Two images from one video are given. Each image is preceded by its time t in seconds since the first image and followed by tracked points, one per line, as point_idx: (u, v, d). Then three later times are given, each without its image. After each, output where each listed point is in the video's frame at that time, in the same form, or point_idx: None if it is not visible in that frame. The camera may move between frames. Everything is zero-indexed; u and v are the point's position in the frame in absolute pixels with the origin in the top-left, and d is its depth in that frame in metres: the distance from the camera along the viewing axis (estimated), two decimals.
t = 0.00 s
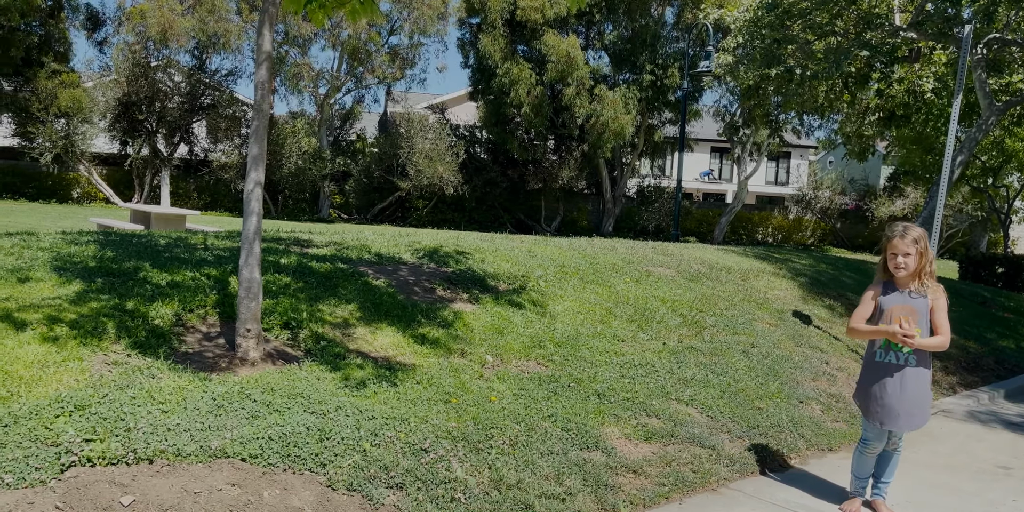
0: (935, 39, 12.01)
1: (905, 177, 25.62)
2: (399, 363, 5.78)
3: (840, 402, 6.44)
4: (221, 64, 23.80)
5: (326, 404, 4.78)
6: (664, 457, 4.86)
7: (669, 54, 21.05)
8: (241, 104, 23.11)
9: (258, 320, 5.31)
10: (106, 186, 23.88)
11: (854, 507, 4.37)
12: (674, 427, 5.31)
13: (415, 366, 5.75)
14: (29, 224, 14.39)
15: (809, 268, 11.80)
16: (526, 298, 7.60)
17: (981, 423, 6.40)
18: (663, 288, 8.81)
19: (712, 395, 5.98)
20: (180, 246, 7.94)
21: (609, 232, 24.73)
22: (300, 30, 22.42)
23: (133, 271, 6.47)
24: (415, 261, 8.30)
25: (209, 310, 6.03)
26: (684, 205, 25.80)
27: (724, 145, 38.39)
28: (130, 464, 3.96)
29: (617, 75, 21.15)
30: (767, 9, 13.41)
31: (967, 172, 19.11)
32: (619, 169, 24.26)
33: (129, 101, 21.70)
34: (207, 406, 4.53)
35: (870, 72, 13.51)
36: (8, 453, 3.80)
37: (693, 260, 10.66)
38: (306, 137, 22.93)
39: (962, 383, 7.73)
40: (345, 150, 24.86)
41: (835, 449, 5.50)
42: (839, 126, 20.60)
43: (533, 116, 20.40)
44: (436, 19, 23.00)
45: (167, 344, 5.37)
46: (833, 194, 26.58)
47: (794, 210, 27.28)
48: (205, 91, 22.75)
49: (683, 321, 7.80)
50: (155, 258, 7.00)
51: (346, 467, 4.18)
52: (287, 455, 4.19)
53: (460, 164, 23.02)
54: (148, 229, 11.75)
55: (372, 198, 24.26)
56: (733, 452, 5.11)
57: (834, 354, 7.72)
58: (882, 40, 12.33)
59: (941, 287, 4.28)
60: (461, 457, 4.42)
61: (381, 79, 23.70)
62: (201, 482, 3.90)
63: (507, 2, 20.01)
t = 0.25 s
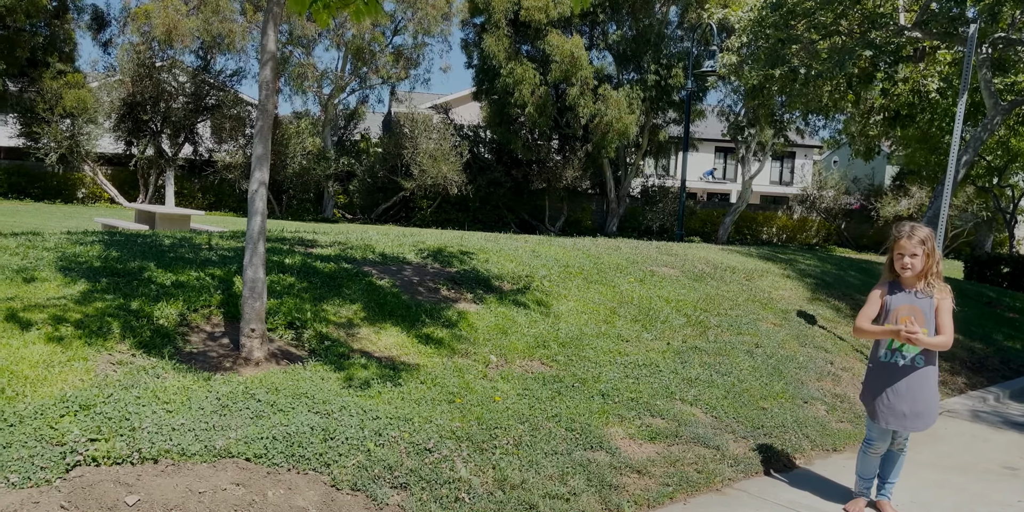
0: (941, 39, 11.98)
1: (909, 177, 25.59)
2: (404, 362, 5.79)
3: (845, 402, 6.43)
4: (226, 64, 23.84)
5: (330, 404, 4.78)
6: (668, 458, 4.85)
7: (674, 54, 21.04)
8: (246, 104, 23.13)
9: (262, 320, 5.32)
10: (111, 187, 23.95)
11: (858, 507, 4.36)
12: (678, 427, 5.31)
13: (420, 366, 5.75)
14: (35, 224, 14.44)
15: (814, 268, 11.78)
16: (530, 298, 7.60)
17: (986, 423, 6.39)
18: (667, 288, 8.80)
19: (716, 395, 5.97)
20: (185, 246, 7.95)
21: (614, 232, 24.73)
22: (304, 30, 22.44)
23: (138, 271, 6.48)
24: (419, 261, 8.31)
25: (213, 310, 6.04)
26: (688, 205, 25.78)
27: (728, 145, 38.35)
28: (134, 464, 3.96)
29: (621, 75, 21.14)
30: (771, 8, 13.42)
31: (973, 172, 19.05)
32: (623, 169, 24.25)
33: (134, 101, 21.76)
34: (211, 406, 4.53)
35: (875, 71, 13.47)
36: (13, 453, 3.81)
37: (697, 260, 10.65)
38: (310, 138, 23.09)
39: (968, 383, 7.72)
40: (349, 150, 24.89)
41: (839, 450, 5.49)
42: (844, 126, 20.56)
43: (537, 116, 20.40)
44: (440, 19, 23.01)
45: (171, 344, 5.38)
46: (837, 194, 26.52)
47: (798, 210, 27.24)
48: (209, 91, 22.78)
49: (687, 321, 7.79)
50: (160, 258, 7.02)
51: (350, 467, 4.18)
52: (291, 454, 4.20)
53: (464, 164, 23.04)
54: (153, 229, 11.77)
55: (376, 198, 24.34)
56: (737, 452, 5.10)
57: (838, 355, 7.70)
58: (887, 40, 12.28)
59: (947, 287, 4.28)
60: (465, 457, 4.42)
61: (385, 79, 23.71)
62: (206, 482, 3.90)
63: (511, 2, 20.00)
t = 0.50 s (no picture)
0: (945, 38, 11.96)
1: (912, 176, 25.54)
2: (407, 362, 5.79)
3: (848, 402, 6.42)
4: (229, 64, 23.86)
5: (333, 404, 4.78)
6: (671, 457, 4.85)
7: (677, 53, 21.01)
8: (249, 104, 23.14)
9: (266, 320, 5.32)
10: (115, 187, 23.98)
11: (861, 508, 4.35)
12: (681, 427, 5.30)
13: (423, 366, 5.75)
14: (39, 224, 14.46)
15: (818, 268, 11.77)
16: (533, 298, 7.59)
17: (990, 423, 6.37)
18: (670, 288, 8.80)
19: (720, 395, 5.97)
20: (188, 246, 7.96)
21: (617, 231, 24.72)
22: (307, 30, 22.45)
23: (141, 271, 6.49)
24: (422, 261, 8.31)
25: (216, 310, 6.05)
26: (691, 205, 25.76)
27: (731, 145, 38.32)
28: (138, 464, 3.96)
29: (624, 75, 21.12)
30: (775, 7, 13.41)
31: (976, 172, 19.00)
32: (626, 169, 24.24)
33: (137, 101, 21.81)
34: (215, 406, 4.54)
35: (879, 70, 13.44)
36: (17, 452, 3.82)
37: (701, 260, 10.65)
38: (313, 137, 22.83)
39: (972, 383, 7.70)
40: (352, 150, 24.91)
41: (843, 450, 5.48)
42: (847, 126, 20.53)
43: (540, 116, 20.39)
44: (443, 19, 23.01)
45: (175, 344, 5.39)
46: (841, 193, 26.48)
47: (801, 210, 27.21)
48: (212, 91, 22.77)
49: (690, 321, 7.79)
50: (164, 258, 7.03)
51: (353, 467, 4.18)
52: (294, 454, 4.20)
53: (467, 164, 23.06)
54: (157, 229, 11.78)
55: (379, 198, 24.31)
56: (740, 452, 5.10)
57: (842, 355, 7.69)
58: (890, 40, 12.28)
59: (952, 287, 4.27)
60: (468, 457, 4.42)
61: (388, 78, 23.70)
62: (209, 482, 3.90)
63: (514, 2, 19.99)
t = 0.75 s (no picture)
0: (947, 37, 11.95)
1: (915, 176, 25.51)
2: (409, 362, 5.79)
3: (851, 402, 6.42)
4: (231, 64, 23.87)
5: (335, 404, 4.78)
6: (673, 457, 4.85)
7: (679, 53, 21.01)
8: (251, 104, 23.16)
9: (268, 320, 5.33)
10: (117, 186, 24.01)
11: (864, 508, 4.36)
12: (683, 427, 5.30)
13: (424, 365, 5.75)
14: (42, 224, 14.47)
15: (820, 268, 11.76)
16: (535, 297, 7.60)
17: (992, 423, 6.37)
18: (672, 288, 8.80)
19: (722, 395, 5.96)
20: (191, 246, 7.96)
21: (619, 231, 24.74)
22: (309, 30, 22.46)
23: (143, 271, 6.50)
24: (424, 261, 8.32)
25: (219, 309, 6.06)
26: (693, 205, 25.75)
27: (733, 145, 38.32)
28: (140, 463, 3.96)
29: (626, 75, 21.11)
30: (777, 7, 13.39)
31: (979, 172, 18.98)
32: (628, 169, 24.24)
33: (140, 101, 21.99)
34: (217, 405, 4.55)
35: (881, 70, 13.43)
36: (20, 452, 3.83)
37: (703, 260, 10.64)
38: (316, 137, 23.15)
39: (975, 383, 7.69)
40: (354, 150, 24.93)
41: (845, 450, 5.48)
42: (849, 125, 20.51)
43: (542, 116, 20.38)
44: (444, 19, 23.01)
45: (177, 344, 5.39)
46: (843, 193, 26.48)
47: (804, 209, 27.20)
48: (215, 91, 22.78)
49: (692, 321, 7.79)
50: (166, 258, 7.03)
51: (355, 466, 4.19)
52: (296, 454, 4.20)
53: (469, 164, 23.07)
54: (159, 229, 11.77)
55: (380, 198, 24.14)
56: (743, 452, 5.09)
57: (845, 355, 7.69)
58: (892, 39, 12.28)
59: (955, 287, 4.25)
60: (470, 457, 4.42)
61: (390, 78, 23.69)
62: (211, 482, 3.90)
63: (515, 1, 19.97)
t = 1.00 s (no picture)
0: (948, 37, 11.95)
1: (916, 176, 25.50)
2: (410, 362, 5.80)
3: (852, 402, 6.42)
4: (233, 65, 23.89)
5: (336, 404, 4.78)
6: (674, 457, 4.85)
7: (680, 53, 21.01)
8: (253, 104, 23.18)
9: (269, 319, 5.33)
10: (118, 186, 24.02)
11: (865, 507, 4.36)
12: (684, 426, 5.30)
13: (426, 365, 5.75)
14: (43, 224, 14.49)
15: (821, 268, 11.76)
16: (536, 297, 7.60)
17: (993, 423, 6.37)
18: (673, 288, 8.80)
19: (723, 395, 5.96)
20: (192, 246, 7.97)
21: (620, 231, 24.75)
22: (311, 30, 22.48)
23: (145, 271, 6.50)
24: (426, 261, 8.33)
25: (221, 309, 6.07)
26: (694, 205, 25.75)
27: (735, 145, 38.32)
28: (141, 463, 3.96)
29: (627, 75, 21.13)
30: (777, 7, 13.39)
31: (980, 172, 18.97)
32: (629, 169, 24.23)
33: (141, 102, 21.86)
34: (218, 405, 4.55)
35: (882, 70, 13.44)
36: (21, 452, 3.83)
37: (704, 260, 10.64)
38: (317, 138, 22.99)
39: (976, 383, 7.69)
40: (355, 150, 24.96)
41: (846, 450, 5.48)
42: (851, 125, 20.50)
43: (543, 115, 20.38)
44: (445, 19, 23.02)
45: (178, 344, 5.40)
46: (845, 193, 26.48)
47: (805, 209, 27.20)
48: (216, 91, 22.79)
49: (693, 321, 7.78)
50: (168, 258, 7.04)
51: (357, 466, 4.19)
52: (298, 454, 4.20)
53: (470, 164, 23.09)
54: (160, 228, 11.79)
55: (381, 198, 24.20)
56: (744, 452, 5.09)
57: (846, 354, 7.69)
58: (893, 39, 12.29)
59: (956, 286, 4.25)
60: (471, 457, 4.42)
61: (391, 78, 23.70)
62: (212, 481, 3.90)
63: (516, 1, 19.98)
